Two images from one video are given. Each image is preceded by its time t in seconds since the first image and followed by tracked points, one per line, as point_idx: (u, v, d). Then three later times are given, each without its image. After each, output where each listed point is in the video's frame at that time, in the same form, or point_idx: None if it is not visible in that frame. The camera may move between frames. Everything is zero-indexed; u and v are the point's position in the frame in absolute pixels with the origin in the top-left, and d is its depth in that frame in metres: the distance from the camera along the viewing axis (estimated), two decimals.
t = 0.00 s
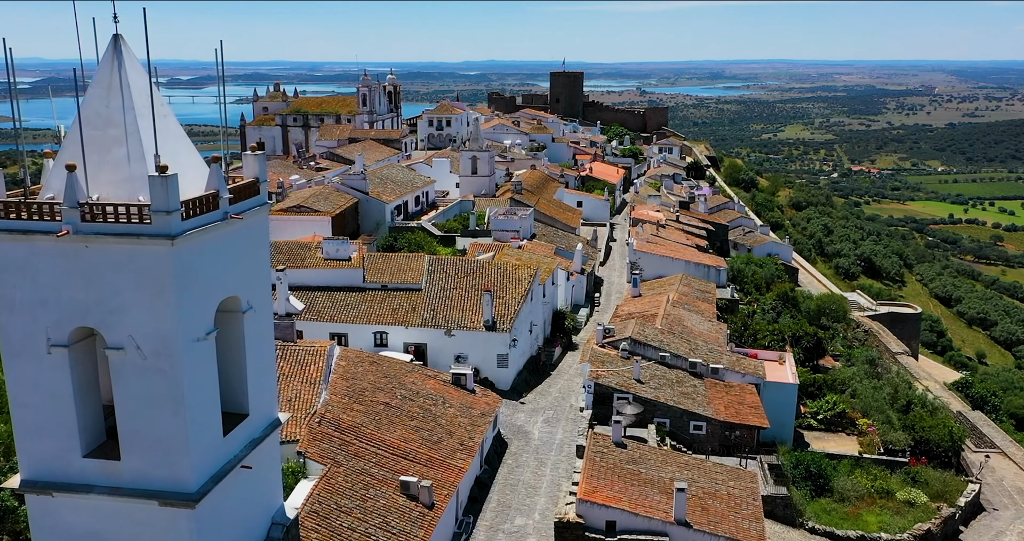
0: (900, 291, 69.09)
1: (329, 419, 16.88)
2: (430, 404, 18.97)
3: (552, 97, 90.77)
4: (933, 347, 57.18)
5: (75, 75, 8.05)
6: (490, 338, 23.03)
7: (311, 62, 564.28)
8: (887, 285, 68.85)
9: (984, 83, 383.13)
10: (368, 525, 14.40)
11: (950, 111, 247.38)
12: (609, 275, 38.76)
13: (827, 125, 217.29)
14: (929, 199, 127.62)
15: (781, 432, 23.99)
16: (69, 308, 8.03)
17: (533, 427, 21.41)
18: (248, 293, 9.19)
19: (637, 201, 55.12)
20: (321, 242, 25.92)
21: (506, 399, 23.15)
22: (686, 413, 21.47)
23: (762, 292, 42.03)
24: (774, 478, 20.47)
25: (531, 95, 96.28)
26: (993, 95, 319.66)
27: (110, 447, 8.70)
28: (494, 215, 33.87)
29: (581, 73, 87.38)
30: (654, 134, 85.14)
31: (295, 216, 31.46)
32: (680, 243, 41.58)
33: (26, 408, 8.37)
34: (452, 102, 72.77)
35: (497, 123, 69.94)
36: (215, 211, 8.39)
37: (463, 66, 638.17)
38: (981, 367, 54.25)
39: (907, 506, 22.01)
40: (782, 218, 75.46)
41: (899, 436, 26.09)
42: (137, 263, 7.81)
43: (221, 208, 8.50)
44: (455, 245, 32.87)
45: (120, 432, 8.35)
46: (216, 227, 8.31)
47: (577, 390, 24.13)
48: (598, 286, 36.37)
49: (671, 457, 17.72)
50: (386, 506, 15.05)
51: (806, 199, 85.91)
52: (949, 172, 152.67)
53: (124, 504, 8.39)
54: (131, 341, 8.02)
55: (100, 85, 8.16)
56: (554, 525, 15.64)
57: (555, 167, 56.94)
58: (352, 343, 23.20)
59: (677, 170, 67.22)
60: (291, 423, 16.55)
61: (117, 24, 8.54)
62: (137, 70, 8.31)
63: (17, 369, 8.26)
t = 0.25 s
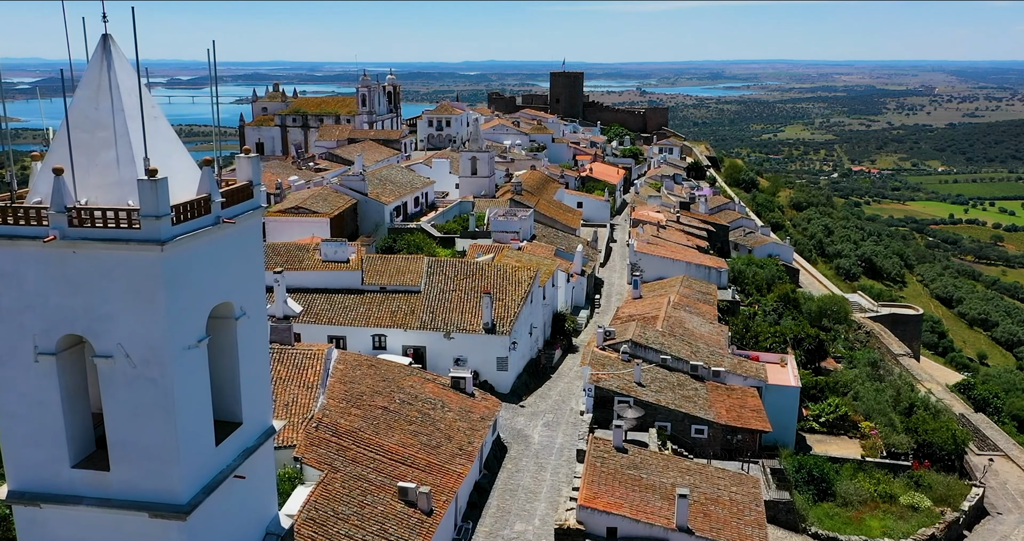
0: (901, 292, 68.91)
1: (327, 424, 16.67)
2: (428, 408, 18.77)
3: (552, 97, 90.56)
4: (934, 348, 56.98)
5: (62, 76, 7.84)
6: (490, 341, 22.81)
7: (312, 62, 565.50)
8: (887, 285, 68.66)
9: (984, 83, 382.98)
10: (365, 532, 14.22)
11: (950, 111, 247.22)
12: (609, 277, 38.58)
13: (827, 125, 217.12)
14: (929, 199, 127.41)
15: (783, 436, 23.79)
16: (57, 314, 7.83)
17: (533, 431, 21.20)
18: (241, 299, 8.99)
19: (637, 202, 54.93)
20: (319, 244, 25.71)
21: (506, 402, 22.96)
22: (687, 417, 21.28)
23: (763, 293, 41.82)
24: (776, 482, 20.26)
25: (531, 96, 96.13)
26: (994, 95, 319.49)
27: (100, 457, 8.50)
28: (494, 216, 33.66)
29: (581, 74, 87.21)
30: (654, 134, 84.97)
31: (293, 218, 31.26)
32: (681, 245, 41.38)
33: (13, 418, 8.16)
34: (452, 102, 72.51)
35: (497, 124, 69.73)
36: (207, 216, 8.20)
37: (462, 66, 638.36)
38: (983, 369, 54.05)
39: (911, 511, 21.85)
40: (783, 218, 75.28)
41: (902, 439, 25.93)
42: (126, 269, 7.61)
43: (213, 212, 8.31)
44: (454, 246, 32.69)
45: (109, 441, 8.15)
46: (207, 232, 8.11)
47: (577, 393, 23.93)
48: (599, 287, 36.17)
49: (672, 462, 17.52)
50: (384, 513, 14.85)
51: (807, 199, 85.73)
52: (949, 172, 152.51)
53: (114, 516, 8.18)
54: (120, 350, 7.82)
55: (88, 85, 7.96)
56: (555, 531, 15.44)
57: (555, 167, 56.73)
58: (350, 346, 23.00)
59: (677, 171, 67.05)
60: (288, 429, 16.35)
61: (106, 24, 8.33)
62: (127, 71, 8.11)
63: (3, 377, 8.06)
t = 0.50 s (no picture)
0: (902, 292, 68.69)
1: (324, 429, 16.48)
2: (427, 412, 18.57)
3: (552, 97, 90.33)
4: (935, 349, 56.79)
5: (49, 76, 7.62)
6: (489, 343, 22.61)
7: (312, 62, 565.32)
8: (888, 286, 68.46)
9: (984, 83, 382.78)
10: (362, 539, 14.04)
11: (950, 111, 247.05)
12: (609, 278, 38.38)
13: (827, 125, 216.92)
14: (929, 199, 127.16)
15: (785, 439, 23.59)
16: (44, 322, 7.62)
17: (533, 435, 21.00)
18: (234, 304, 8.78)
19: (637, 202, 54.73)
20: (317, 245, 25.52)
21: (506, 405, 22.75)
22: (689, 420, 21.08)
23: (764, 295, 41.61)
24: (778, 486, 20.06)
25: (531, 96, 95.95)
26: (994, 95, 319.36)
27: (89, 467, 8.29)
28: (494, 218, 33.45)
29: (581, 74, 87.03)
30: (654, 135, 84.82)
31: (292, 219, 31.06)
32: (681, 246, 41.18)
33: None
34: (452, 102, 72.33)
35: (497, 124, 69.54)
36: (198, 220, 8.00)
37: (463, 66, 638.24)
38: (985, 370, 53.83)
39: (914, 515, 21.65)
40: (783, 218, 75.07)
41: (905, 442, 25.74)
42: (114, 276, 7.40)
43: (205, 216, 8.11)
44: (454, 247, 32.50)
45: (98, 452, 7.95)
46: (198, 237, 7.91)
47: (578, 396, 23.71)
48: (599, 289, 35.98)
49: (673, 467, 17.32)
50: (381, 520, 14.66)
51: (807, 200, 85.53)
52: (950, 172, 152.28)
53: (103, 527, 7.98)
54: (109, 358, 7.61)
55: (76, 87, 7.76)
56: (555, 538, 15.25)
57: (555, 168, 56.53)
58: (348, 349, 22.80)
59: (677, 172, 66.86)
60: (285, 433, 16.14)
61: (95, 22, 8.13)
62: (115, 72, 7.91)
63: None
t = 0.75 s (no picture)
0: (903, 293, 68.48)
1: (321, 434, 16.27)
2: (426, 416, 18.36)
3: (552, 97, 90.11)
4: (937, 350, 56.57)
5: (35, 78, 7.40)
6: (488, 346, 22.40)
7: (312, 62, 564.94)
8: (889, 286, 68.24)
9: (984, 83, 382.58)
10: None
11: (951, 111, 246.84)
12: (610, 279, 38.16)
13: (828, 125, 216.69)
14: (930, 200, 126.96)
15: (787, 443, 23.37)
16: (30, 330, 7.42)
17: (533, 439, 20.79)
18: (227, 310, 8.57)
19: (638, 203, 54.50)
20: (315, 247, 25.31)
21: (506, 409, 22.53)
22: (690, 424, 20.87)
23: (765, 296, 41.40)
24: (781, 491, 19.84)
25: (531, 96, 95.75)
26: (994, 95, 319.34)
27: (77, 477, 8.09)
28: (494, 219, 33.23)
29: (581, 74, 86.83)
30: (655, 135, 84.64)
31: (290, 220, 30.90)
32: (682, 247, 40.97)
33: None
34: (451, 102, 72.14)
35: (497, 125, 69.33)
36: (189, 225, 7.80)
37: (462, 66, 638.07)
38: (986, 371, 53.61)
39: (918, 520, 21.44)
40: (784, 219, 74.85)
41: (908, 445, 25.55)
42: (102, 283, 7.20)
43: (196, 221, 7.90)
44: (454, 249, 32.30)
45: (85, 463, 7.74)
46: (190, 242, 7.71)
47: (578, 399, 23.50)
48: (599, 290, 35.78)
49: (675, 472, 17.09)
50: (379, 527, 14.45)
51: (808, 200, 85.30)
52: (950, 172, 152.04)
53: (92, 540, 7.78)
54: (97, 367, 7.41)
55: (63, 88, 7.55)
56: None
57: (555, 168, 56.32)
58: (346, 352, 22.58)
59: (677, 172, 66.65)
60: (281, 439, 15.95)
61: (83, 22, 7.91)
62: (104, 73, 7.69)
63: None
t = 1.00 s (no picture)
0: (904, 294, 68.28)
1: (319, 439, 16.07)
2: (425, 421, 18.14)
3: (552, 97, 89.87)
4: (938, 351, 56.39)
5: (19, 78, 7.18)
6: (488, 349, 22.19)
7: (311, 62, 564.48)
8: (890, 287, 68.03)
9: (984, 83, 382.42)
10: None
11: (951, 111, 246.63)
12: (610, 280, 37.95)
13: (828, 125, 216.46)
14: (930, 200, 126.71)
15: (789, 446, 23.16)
16: (17, 338, 7.22)
17: (533, 443, 20.58)
18: (219, 317, 8.36)
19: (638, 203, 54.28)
20: (314, 249, 25.08)
21: (505, 412, 22.31)
22: (692, 428, 20.67)
23: (766, 297, 41.19)
24: (783, 496, 19.64)
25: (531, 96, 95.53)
26: (995, 94, 319.16)
27: (65, 489, 7.89)
28: (494, 220, 33.01)
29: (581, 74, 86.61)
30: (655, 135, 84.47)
31: (288, 222, 30.71)
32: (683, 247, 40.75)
33: None
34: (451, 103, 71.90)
35: (497, 125, 69.07)
36: (180, 230, 7.60)
37: (463, 66, 637.79)
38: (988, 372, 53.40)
39: (922, 525, 21.24)
40: (784, 219, 74.63)
41: (911, 449, 25.38)
42: (88, 290, 6.99)
43: (187, 226, 7.70)
44: (453, 250, 32.10)
45: (73, 475, 7.53)
46: (180, 247, 7.51)
47: (579, 403, 23.29)
48: (600, 292, 35.57)
49: (677, 477, 16.89)
50: (376, 533, 14.25)
51: (808, 201, 85.07)
52: (950, 172, 151.82)
53: None
54: (84, 377, 7.20)
55: (50, 90, 7.34)
56: None
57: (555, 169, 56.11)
58: (345, 355, 22.36)
59: (678, 173, 66.42)
60: (278, 444, 15.75)
61: (72, 22, 7.70)
62: (92, 73, 7.48)
63: None
